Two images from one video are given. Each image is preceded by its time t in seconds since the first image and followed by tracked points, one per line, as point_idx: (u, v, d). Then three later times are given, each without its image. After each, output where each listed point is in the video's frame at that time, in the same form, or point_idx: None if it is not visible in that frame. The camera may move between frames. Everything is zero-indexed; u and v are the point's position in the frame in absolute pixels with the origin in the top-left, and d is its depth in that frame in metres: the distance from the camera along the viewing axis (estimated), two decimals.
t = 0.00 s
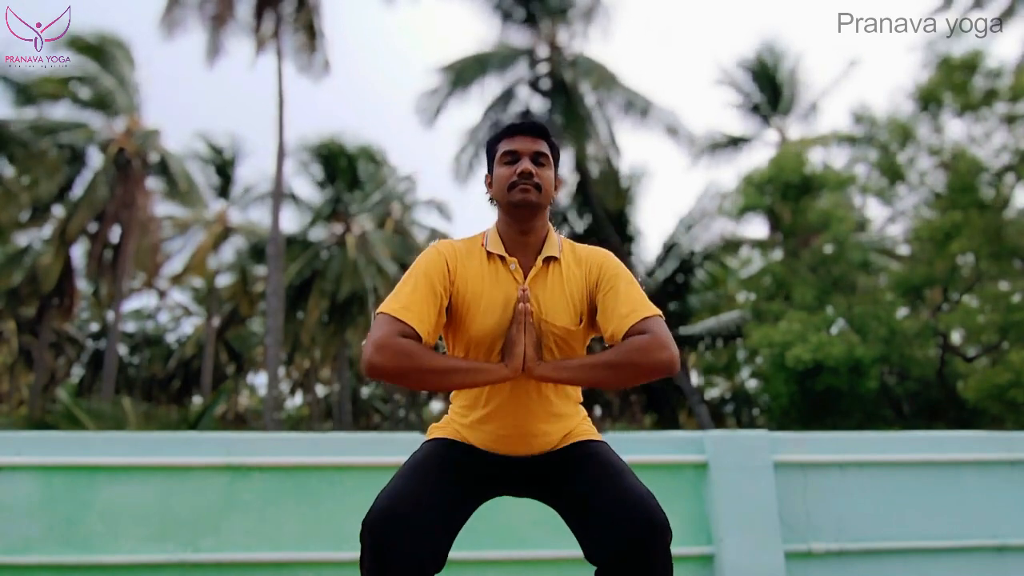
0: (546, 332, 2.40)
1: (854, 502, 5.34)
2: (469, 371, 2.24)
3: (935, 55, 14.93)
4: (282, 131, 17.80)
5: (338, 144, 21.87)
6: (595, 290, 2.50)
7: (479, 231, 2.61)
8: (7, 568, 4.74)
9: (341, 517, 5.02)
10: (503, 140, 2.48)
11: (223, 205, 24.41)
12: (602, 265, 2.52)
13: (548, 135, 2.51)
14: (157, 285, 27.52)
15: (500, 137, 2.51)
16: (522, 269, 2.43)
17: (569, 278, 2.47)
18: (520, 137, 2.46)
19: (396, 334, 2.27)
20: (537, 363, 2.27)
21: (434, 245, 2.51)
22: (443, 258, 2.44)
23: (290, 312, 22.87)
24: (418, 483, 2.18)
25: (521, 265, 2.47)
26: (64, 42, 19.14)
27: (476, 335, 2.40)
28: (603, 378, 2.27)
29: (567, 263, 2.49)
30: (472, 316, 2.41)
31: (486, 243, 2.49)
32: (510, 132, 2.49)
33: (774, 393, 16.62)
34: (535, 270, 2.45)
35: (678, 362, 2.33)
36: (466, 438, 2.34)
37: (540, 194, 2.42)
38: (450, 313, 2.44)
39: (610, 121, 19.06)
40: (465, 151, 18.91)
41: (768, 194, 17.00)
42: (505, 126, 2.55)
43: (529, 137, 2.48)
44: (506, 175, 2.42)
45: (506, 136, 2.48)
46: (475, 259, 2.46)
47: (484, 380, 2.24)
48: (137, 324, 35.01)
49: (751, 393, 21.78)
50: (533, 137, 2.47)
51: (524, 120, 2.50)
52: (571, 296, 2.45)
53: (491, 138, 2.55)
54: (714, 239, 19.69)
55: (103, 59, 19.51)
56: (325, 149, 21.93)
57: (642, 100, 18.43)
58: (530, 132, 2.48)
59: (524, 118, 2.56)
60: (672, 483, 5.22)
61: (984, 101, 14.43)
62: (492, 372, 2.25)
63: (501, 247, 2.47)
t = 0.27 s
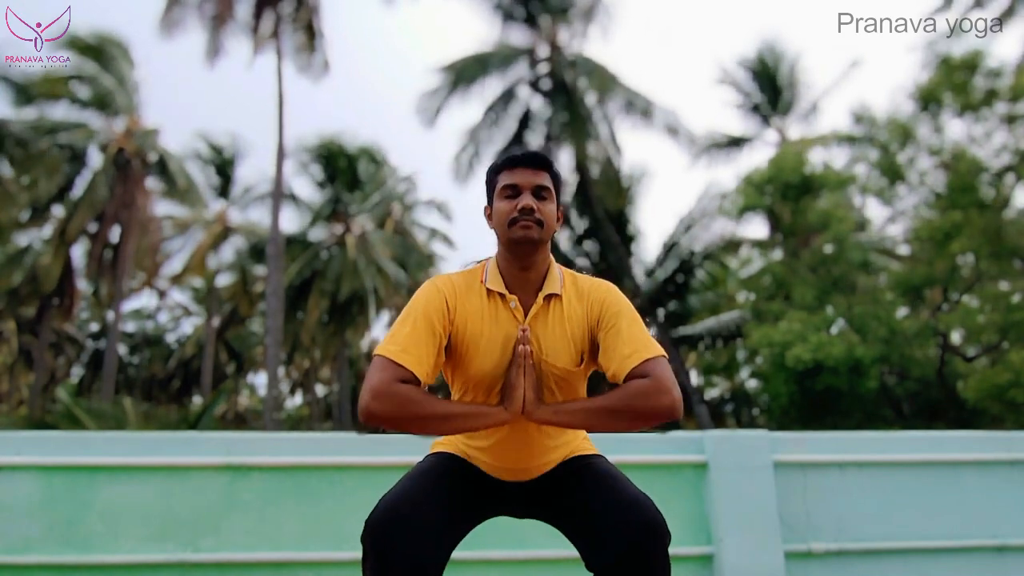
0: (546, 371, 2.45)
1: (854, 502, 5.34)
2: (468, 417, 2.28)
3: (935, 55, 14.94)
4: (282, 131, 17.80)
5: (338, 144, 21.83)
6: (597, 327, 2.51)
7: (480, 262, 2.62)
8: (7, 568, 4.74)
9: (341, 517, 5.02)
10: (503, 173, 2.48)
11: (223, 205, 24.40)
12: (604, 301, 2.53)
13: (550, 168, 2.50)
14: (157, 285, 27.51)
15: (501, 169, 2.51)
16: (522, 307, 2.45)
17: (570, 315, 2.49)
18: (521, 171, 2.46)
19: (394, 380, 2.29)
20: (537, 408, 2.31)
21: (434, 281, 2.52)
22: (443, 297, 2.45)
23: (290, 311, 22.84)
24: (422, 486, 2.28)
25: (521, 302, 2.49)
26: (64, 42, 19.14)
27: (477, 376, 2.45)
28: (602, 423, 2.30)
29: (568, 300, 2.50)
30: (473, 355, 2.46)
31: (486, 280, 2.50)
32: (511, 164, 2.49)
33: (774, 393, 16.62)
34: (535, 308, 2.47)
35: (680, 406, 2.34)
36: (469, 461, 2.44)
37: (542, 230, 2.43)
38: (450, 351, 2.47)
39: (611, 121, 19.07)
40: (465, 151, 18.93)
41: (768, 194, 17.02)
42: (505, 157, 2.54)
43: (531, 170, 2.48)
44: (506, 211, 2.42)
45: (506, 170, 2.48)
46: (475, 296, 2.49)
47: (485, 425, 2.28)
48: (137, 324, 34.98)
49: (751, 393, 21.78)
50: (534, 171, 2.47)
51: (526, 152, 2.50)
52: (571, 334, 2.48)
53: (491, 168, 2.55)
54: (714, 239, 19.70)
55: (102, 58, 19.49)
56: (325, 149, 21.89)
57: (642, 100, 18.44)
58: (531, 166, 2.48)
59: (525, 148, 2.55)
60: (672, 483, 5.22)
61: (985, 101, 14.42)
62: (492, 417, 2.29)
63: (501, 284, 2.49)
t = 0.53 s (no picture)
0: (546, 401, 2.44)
1: (855, 502, 5.34)
2: (468, 450, 2.28)
3: (936, 56, 14.94)
4: (283, 133, 17.81)
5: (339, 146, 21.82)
6: (598, 356, 2.50)
7: (483, 288, 2.60)
8: (8, 570, 4.73)
9: (342, 518, 5.02)
10: (505, 201, 2.47)
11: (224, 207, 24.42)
12: (606, 329, 2.51)
13: (551, 195, 2.49)
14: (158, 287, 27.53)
15: (502, 195, 2.49)
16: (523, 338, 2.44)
17: (571, 343, 2.48)
18: (523, 199, 2.44)
19: (393, 415, 2.29)
20: (536, 440, 2.31)
21: (433, 308, 2.50)
22: (443, 325, 2.45)
23: (291, 313, 22.83)
24: (426, 491, 2.35)
25: (522, 331, 2.48)
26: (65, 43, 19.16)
27: (477, 405, 2.46)
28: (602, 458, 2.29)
29: (570, 328, 2.49)
30: (473, 384, 2.46)
31: (487, 309, 2.49)
32: (512, 193, 2.48)
33: (775, 395, 16.62)
34: (536, 337, 2.46)
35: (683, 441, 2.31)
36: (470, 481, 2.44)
37: (543, 259, 2.41)
38: (450, 379, 2.47)
39: (612, 122, 19.06)
40: (466, 152, 18.93)
41: (769, 195, 17.03)
42: (507, 182, 2.52)
43: (532, 197, 2.46)
44: (508, 241, 2.41)
45: (509, 197, 2.47)
46: (475, 324, 2.48)
47: (484, 457, 2.28)
48: (138, 326, 34.98)
49: (752, 394, 21.78)
50: (535, 198, 2.45)
51: (529, 179, 2.47)
52: (572, 363, 2.47)
53: (493, 192, 2.53)
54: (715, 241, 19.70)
55: (103, 59, 19.49)
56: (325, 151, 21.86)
57: (644, 101, 18.42)
58: (533, 193, 2.46)
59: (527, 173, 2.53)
60: (672, 484, 5.22)
61: (986, 102, 14.42)
62: (492, 449, 2.29)
63: (502, 314, 2.47)
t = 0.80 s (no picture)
0: (545, 439, 2.54)
1: (855, 503, 5.35)
2: (467, 492, 2.38)
3: (936, 55, 14.95)
4: (282, 132, 17.81)
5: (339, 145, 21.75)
6: (598, 393, 2.58)
7: (483, 322, 2.69)
8: (11, 570, 4.75)
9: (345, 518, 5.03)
10: (505, 236, 2.53)
11: (224, 206, 24.43)
12: (606, 367, 2.58)
13: (551, 230, 2.55)
14: (159, 286, 27.53)
15: (503, 229, 2.55)
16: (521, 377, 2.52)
17: (569, 381, 2.56)
18: (523, 235, 2.50)
19: (390, 461, 2.38)
20: (534, 482, 2.41)
21: (432, 345, 2.58)
22: (443, 364, 2.54)
23: (292, 312, 22.83)
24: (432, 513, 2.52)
25: (521, 368, 2.57)
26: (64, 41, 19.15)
27: (477, 441, 2.56)
28: (600, 500, 2.38)
29: (570, 365, 2.57)
30: (472, 421, 2.55)
31: (486, 347, 2.57)
32: (513, 226, 2.54)
33: (777, 395, 16.62)
34: (534, 376, 2.55)
35: (682, 486, 2.38)
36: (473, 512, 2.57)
37: (543, 296, 2.49)
38: (450, 415, 2.56)
39: (614, 120, 19.06)
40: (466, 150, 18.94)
41: (769, 194, 17.04)
42: (509, 214, 2.58)
43: (532, 233, 2.52)
44: (509, 277, 2.48)
45: (510, 231, 2.53)
46: (474, 362, 2.56)
47: (483, 498, 2.39)
48: (138, 326, 35.00)
49: (753, 393, 21.79)
50: (535, 234, 2.52)
51: (530, 213, 2.54)
52: (571, 401, 2.56)
53: (494, 225, 2.59)
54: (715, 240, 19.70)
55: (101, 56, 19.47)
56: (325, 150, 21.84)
57: (646, 99, 18.40)
58: (533, 229, 2.53)
59: (529, 206, 2.59)
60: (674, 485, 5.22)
61: (987, 101, 14.42)
62: (491, 489, 2.39)
63: (502, 351, 2.56)
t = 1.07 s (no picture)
0: (544, 474, 2.61)
1: (855, 514, 5.35)
2: (465, 528, 2.45)
3: (938, 67, 15.03)
4: (283, 143, 17.90)
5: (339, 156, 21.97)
6: (597, 430, 2.64)
7: (482, 357, 2.75)
8: None
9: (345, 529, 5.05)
10: (504, 274, 2.57)
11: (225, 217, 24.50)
12: (605, 404, 2.63)
13: (549, 267, 2.59)
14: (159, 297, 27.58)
15: (502, 266, 2.60)
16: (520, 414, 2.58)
17: (569, 418, 2.62)
18: (522, 272, 2.55)
19: (389, 499, 2.43)
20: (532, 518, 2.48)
21: (431, 380, 2.64)
22: (442, 402, 2.60)
23: (292, 323, 22.85)
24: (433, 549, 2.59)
25: (520, 405, 2.63)
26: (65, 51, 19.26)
27: (476, 476, 2.63)
28: (597, 537, 2.44)
29: (568, 402, 2.63)
30: (471, 457, 2.62)
31: (484, 384, 2.64)
32: (512, 263, 2.58)
33: (777, 406, 16.59)
34: (533, 414, 2.60)
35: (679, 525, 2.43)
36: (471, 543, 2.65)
37: (542, 334, 2.54)
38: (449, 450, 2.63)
39: (616, 131, 19.14)
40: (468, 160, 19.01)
41: (770, 206, 17.09)
42: (507, 251, 2.63)
43: (531, 270, 2.57)
44: (508, 316, 2.53)
45: (509, 269, 2.58)
46: (473, 399, 2.63)
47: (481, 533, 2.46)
48: (139, 337, 35.03)
49: (753, 405, 21.76)
50: (534, 272, 2.57)
51: (530, 252, 2.59)
52: (570, 437, 2.62)
53: (493, 260, 2.64)
54: (716, 251, 19.73)
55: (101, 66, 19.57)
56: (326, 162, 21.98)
57: (648, 109, 18.47)
58: (531, 267, 2.58)
59: (527, 242, 2.64)
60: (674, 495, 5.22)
61: (989, 113, 14.48)
62: (489, 525, 2.47)
63: (500, 389, 2.62)
